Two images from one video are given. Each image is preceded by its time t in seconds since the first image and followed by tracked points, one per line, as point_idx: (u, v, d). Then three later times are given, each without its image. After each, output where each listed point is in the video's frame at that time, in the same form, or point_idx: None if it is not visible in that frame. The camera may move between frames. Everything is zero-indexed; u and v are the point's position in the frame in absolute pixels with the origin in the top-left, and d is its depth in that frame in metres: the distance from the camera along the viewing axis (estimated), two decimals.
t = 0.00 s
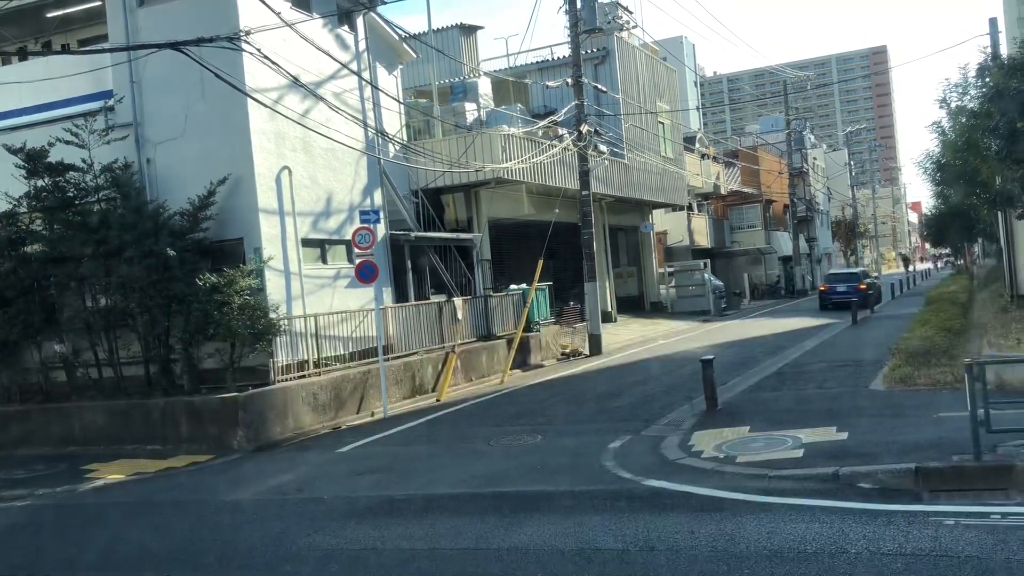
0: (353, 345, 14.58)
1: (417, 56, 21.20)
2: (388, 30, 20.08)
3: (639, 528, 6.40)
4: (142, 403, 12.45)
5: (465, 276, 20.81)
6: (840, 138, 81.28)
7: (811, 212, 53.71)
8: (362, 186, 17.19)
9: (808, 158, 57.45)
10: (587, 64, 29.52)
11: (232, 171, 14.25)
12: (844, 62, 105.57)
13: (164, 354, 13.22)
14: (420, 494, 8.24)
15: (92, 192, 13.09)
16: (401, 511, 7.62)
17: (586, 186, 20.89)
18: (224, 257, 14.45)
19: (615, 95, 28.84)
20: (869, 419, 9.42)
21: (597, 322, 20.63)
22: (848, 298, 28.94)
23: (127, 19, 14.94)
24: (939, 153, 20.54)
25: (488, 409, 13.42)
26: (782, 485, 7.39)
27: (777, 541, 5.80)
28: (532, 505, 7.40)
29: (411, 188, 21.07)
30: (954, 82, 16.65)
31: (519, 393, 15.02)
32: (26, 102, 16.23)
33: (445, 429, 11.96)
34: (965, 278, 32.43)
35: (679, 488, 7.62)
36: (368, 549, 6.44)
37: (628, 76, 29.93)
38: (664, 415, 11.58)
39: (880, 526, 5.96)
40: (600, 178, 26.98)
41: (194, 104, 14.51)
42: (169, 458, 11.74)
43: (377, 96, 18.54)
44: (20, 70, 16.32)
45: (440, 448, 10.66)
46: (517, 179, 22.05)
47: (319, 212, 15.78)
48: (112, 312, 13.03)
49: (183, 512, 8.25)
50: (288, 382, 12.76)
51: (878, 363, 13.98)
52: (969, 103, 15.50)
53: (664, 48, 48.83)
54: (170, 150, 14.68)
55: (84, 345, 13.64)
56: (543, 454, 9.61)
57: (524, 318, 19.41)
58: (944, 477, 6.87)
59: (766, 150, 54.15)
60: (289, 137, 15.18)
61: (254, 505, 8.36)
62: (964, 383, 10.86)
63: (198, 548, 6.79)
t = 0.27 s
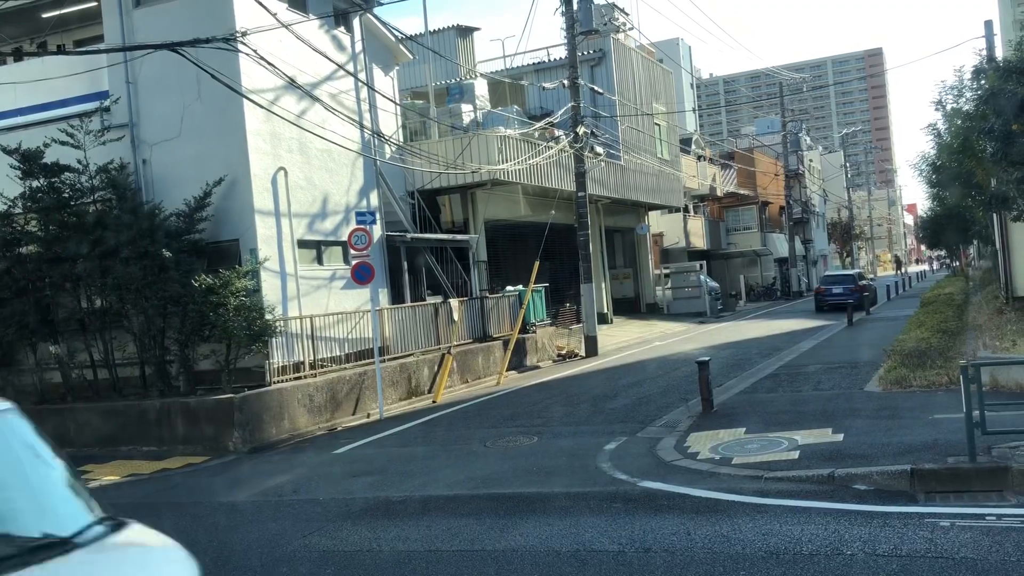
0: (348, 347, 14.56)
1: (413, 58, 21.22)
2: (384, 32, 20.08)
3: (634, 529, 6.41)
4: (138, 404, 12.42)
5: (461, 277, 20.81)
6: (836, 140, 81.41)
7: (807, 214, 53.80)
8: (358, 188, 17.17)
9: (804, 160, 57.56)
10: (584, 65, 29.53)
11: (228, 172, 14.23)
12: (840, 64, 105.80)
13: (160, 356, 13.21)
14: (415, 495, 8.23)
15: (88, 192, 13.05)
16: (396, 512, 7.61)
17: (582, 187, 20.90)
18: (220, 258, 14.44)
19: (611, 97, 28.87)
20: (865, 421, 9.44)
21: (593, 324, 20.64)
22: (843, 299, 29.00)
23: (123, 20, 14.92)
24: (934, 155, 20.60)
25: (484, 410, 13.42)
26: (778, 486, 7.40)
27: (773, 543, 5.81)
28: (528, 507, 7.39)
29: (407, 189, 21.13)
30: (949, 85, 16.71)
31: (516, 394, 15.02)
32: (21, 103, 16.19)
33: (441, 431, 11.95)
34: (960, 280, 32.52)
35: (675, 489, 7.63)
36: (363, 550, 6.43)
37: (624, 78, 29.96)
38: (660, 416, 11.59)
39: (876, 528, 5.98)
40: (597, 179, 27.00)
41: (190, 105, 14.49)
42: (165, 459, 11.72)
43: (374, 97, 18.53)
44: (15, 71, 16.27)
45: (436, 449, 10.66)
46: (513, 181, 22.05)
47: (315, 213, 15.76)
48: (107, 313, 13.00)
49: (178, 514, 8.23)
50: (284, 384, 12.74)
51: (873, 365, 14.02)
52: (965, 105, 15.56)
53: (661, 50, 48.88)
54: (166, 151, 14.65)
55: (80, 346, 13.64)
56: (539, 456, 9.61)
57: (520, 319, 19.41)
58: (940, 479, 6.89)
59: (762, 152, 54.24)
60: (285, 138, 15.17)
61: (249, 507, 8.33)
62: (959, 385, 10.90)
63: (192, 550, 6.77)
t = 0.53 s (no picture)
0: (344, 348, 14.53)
1: (410, 58, 21.23)
2: (380, 33, 20.08)
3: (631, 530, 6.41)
4: (134, 405, 12.39)
5: (458, 279, 20.80)
6: (832, 142, 81.53)
7: (802, 215, 53.88)
8: (354, 188, 17.17)
9: (799, 161, 57.65)
10: (580, 67, 29.54)
11: (224, 173, 14.23)
12: (836, 65, 105.97)
13: (155, 357, 13.22)
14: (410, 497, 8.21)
15: (84, 193, 13.00)
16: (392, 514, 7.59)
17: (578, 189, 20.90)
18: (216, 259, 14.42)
19: (607, 98, 28.89)
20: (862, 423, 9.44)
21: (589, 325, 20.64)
22: (839, 301, 29.05)
23: (119, 20, 14.88)
24: (930, 157, 20.67)
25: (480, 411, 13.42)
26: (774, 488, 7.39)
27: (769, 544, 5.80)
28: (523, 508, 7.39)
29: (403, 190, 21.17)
30: (944, 87, 16.78)
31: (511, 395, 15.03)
32: (16, 103, 16.13)
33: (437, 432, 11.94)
34: (955, 282, 32.63)
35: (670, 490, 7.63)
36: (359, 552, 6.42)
37: (620, 80, 29.98)
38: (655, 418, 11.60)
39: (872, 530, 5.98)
40: (593, 180, 27.01)
41: (186, 106, 14.47)
42: (160, 460, 11.71)
43: (370, 98, 18.53)
44: (11, 71, 16.22)
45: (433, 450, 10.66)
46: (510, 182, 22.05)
47: (311, 214, 15.75)
48: (103, 314, 12.98)
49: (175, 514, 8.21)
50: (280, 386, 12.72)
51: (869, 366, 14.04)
52: (961, 107, 15.62)
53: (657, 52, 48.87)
54: (162, 151, 14.63)
55: (75, 347, 13.62)
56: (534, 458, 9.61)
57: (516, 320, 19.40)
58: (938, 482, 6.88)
59: (758, 154, 54.30)
60: (282, 139, 15.15)
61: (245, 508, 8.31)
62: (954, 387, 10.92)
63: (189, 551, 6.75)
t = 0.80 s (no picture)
0: (341, 349, 14.51)
1: (407, 59, 21.23)
2: (377, 34, 20.08)
3: (627, 532, 6.41)
4: (128, 406, 12.35)
5: (454, 280, 20.79)
6: (828, 143, 81.68)
7: (799, 217, 53.96)
8: (351, 189, 17.15)
9: (796, 163, 57.76)
10: (577, 68, 29.57)
11: (220, 173, 14.19)
12: (832, 68, 106.18)
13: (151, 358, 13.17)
14: (407, 498, 8.19)
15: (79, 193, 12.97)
16: (388, 515, 7.58)
17: (575, 190, 20.91)
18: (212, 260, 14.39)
19: (604, 100, 28.92)
20: (858, 424, 9.46)
21: (586, 326, 20.64)
22: (835, 302, 29.11)
23: (115, 20, 14.86)
24: (926, 159, 20.73)
25: (477, 412, 13.40)
26: (770, 489, 7.40)
27: (765, 545, 5.80)
28: (520, 510, 7.38)
29: (400, 191, 21.16)
30: (940, 89, 16.83)
31: (508, 396, 15.02)
32: (12, 103, 16.09)
33: (433, 433, 11.93)
34: (951, 283, 32.71)
35: (668, 492, 7.62)
36: (355, 553, 6.40)
37: (617, 81, 30.01)
38: (652, 419, 11.61)
39: (868, 531, 5.98)
40: (589, 182, 27.02)
41: (182, 106, 14.44)
42: (156, 461, 11.66)
43: (367, 99, 18.52)
44: (7, 71, 16.18)
45: (429, 451, 10.63)
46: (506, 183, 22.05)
47: (308, 215, 15.73)
48: (99, 315, 12.95)
49: (170, 516, 8.19)
50: (276, 387, 12.68)
51: (865, 367, 14.07)
52: (956, 109, 15.68)
53: (653, 53, 48.88)
54: (158, 152, 14.59)
55: (70, 348, 13.53)
56: (530, 459, 9.60)
57: (512, 321, 19.40)
58: (933, 482, 6.89)
59: (754, 155, 54.40)
60: (278, 139, 15.12)
61: (241, 509, 8.29)
62: (950, 388, 10.96)
63: (184, 552, 6.73)
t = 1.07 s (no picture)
0: (338, 351, 14.51)
1: (404, 61, 21.26)
2: (375, 36, 20.09)
3: (624, 534, 6.41)
4: (125, 408, 12.33)
5: (452, 282, 20.80)
6: (825, 146, 81.83)
7: (796, 219, 54.03)
8: (348, 191, 17.15)
9: (793, 165, 57.86)
10: (574, 70, 29.60)
11: (217, 175, 14.17)
12: (829, 70, 106.37)
13: (148, 360, 13.15)
14: (404, 500, 8.19)
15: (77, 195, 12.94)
16: (385, 517, 7.58)
17: (572, 192, 20.92)
18: (210, 262, 14.37)
19: (601, 102, 28.94)
20: (855, 426, 9.47)
21: (583, 327, 20.65)
22: (832, 304, 29.14)
23: (113, 22, 14.86)
24: (923, 162, 20.77)
25: (474, 414, 13.40)
26: (767, 491, 7.42)
27: (762, 547, 5.81)
28: (517, 511, 7.38)
29: (397, 193, 21.16)
30: (937, 92, 16.88)
31: (505, 398, 15.03)
32: (9, 105, 16.08)
33: (431, 435, 11.92)
34: (948, 286, 32.77)
35: (665, 493, 7.63)
36: (352, 555, 6.39)
37: (614, 83, 30.05)
38: (649, 421, 11.62)
39: (865, 532, 5.99)
40: (587, 183, 27.05)
41: (180, 108, 14.43)
42: (153, 463, 11.64)
43: (364, 101, 18.52)
44: (4, 72, 16.16)
45: (426, 453, 10.63)
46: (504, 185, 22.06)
47: (305, 217, 15.72)
48: (96, 317, 12.92)
49: (167, 518, 8.18)
50: (273, 389, 12.66)
51: (862, 370, 14.09)
52: (953, 112, 15.73)
53: (650, 55, 48.94)
54: (155, 153, 14.58)
55: (67, 350, 13.49)
56: (527, 461, 9.59)
57: (510, 323, 19.40)
58: (930, 484, 6.90)
59: (751, 158, 54.47)
60: (276, 141, 15.11)
61: (238, 511, 8.29)
62: (947, 390, 10.98)
63: (181, 554, 6.73)
